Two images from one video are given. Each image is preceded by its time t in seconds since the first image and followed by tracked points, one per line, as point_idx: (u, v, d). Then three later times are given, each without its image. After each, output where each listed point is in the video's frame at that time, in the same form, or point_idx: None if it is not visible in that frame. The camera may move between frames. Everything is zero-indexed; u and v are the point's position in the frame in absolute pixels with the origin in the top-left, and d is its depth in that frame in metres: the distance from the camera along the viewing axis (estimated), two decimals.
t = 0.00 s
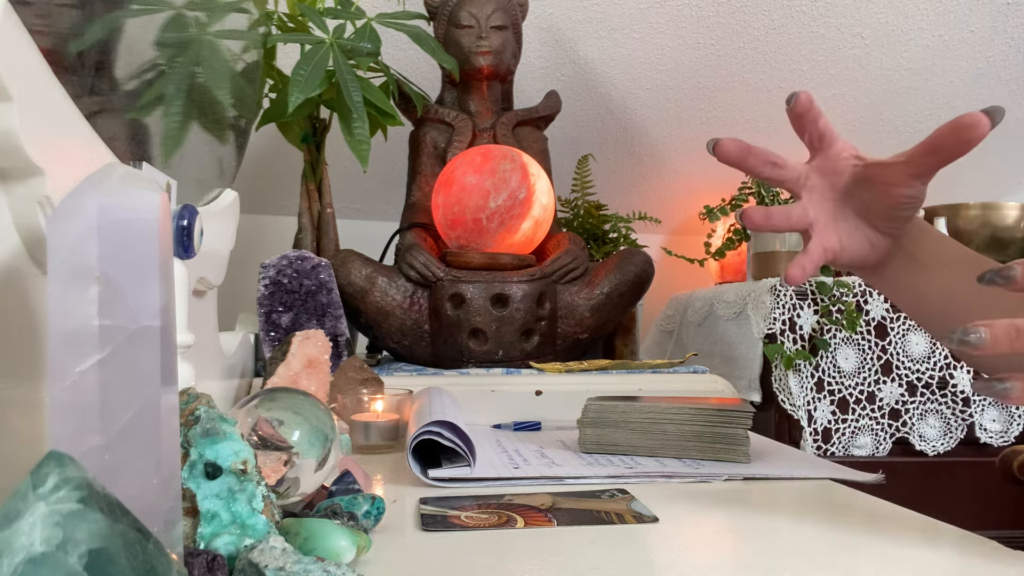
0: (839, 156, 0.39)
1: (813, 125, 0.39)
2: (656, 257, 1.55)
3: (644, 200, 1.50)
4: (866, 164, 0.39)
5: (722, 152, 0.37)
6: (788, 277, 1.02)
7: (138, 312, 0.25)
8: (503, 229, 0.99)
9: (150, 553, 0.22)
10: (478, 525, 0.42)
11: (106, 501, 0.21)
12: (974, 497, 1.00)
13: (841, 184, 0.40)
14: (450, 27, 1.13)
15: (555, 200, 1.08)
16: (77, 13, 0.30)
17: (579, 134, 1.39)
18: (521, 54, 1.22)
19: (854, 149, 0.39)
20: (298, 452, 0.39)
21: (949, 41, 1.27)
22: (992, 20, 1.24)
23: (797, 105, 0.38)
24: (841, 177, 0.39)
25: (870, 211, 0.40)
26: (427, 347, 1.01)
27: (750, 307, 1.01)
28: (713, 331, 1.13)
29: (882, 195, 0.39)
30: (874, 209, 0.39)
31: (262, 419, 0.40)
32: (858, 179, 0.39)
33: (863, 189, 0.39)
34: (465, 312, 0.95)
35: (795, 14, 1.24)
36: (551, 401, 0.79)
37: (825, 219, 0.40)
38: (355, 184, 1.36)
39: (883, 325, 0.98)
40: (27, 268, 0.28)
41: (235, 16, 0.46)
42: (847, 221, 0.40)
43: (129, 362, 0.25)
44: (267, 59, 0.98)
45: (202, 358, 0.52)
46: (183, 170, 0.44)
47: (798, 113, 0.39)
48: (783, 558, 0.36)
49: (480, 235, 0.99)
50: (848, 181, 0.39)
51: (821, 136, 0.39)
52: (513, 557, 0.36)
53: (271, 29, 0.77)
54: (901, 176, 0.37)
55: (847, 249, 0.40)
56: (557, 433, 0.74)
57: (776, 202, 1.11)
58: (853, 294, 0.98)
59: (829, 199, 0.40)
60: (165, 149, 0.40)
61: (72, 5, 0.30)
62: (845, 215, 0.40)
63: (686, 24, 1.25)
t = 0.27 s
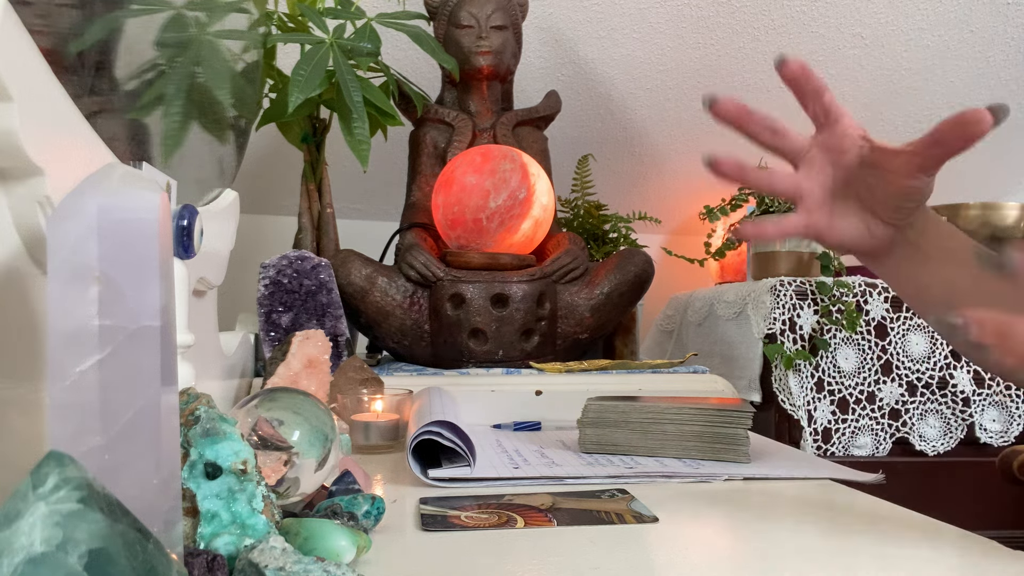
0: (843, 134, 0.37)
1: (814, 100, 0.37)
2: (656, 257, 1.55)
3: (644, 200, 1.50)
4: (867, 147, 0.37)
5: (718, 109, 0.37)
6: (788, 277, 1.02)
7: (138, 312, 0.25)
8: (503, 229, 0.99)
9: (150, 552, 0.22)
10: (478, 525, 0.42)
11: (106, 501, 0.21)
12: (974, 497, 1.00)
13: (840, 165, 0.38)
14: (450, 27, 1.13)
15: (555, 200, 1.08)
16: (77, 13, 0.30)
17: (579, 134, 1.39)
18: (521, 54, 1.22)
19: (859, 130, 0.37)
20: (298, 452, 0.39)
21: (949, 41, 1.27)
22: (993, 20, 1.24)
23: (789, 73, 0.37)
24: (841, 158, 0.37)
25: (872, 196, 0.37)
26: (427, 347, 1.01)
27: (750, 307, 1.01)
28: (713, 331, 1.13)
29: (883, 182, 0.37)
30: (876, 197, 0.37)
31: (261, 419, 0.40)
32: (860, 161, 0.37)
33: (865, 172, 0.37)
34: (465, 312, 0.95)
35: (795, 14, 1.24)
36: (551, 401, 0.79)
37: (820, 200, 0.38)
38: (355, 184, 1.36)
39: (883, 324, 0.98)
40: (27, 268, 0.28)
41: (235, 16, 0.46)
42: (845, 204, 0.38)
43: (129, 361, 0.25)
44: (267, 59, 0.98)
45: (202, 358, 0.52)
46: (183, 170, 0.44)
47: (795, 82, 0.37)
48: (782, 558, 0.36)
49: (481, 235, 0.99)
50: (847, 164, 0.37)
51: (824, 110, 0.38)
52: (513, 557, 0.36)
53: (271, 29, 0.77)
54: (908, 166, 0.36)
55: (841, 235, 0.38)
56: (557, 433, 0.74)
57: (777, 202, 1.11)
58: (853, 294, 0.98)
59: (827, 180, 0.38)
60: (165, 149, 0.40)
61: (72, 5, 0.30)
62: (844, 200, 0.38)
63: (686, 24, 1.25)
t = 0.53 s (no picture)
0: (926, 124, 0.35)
1: (881, 95, 0.35)
2: (656, 257, 1.55)
3: (644, 199, 1.50)
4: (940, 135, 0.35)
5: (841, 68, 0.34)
6: (787, 277, 1.02)
7: (138, 312, 0.25)
8: (503, 229, 0.99)
9: (150, 553, 0.22)
10: (478, 525, 0.42)
11: (106, 502, 0.21)
12: (974, 498, 1.00)
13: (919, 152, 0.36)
14: (450, 27, 1.13)
15: (555, 200, 1.08)
16: (77, 13, 0.30)
17: (579, 134, 1.39)
18: (521, 54, 1.22)
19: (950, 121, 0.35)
20: (298, 452, 0.39)
21: (948, 41, 1.27)
22: (992, 20, 1.24)
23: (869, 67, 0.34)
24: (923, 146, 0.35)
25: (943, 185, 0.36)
26: (427, 347, 1.01)
27: (750, 307, 1.01)
28: (713, 331, 1.13)
29: (969, 175, 0.35)
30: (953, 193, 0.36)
31: (261, 419, 0.40)
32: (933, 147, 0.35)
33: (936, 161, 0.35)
34: (465, 312, 0.95)
35: (795, 14, 1.24)
36: (551, 400, 0.79)
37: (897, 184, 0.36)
38: (355, 184, 1.36)
39: (883, 324, 0.98)
40: (26, 268, 0.28)
41: (235, 16, 0.46)
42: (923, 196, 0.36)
43: (129, 361, 0.25)
44: (267, 59, 0.98)
45: (202, 358, 0.52)
46: (183, 170, 0.44)
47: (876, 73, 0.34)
48: (782, 558, 0.36)
49: (481, 235, 0.99)
50: (929, 152, 0.35)
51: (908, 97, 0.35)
52: (513, 557, 0.36)
53: (270, 29, 0.77)
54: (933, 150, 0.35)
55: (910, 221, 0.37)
56: (557, 433, 0.74)
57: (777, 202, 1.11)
58: (853, 294, 0.98)
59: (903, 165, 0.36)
60: (165, 149, 0.40)
61: (72, 5, 0.30)
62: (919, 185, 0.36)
63: (686, 24, 1.25)
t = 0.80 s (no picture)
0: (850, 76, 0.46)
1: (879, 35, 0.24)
2: (656, 257, 1.55)
3: (645, 200, 1.50)
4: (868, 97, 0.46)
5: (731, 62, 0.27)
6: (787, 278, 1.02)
7: (138, 313, 0.25)
8: (503, 229, 0.99)
9: (150, 553, 0.22)
10: (478, 525, 0.42)
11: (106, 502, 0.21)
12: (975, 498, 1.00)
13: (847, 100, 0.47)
14: (450, 27, 1.13)
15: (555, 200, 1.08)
16: (77, 13, 0.30)
17: (579, 134, 1.39)
18: (521, 54, 1.22)
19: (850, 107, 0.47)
20: (298, 452, 0.39)
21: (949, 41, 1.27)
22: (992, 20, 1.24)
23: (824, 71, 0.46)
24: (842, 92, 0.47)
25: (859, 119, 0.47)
26: (427, 347, 1.00)
27: (750, 307, 1.01)
28: (713, 331, 1.13)
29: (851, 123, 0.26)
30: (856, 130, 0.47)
31: (262, 419, 0.40)
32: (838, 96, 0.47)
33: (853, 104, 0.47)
34: (465, 312, 0.95)
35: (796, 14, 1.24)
36: (551, 400, 0.79)
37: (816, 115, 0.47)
38: (355, 185, 1.36)
39: (883, 324, 0.98)
40: (27, 268, 0.28)
41: (235, 16, 0.46)
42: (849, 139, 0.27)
43: (129, 362, 0.25)
44: (267, 59, 0.98)
45: (202, 358, 0.52)
46: (183, 170, 0.44)
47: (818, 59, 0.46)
48: (783, 558, 0.36)
49: (481, 235, 0.99)
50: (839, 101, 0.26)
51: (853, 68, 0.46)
52: (514, 557, 0.36)
53: (270, 29, 0.77)
54: (892, 95, 0.45)
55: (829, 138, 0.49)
56: (557, 433, 0.74)
57: (777, 202, 1.11)
58: (853, 294, 0.98)
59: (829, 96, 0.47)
60: (165, 149, 0.40)
61: (71, 5, 0.30)
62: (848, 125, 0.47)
63: (686, 24, 1.25)
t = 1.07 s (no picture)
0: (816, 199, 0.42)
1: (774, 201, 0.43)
2: (656, 257, 1.55)
3: (645, 200, 1.50)
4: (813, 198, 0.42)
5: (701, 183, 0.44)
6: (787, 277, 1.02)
7: (138, 313, 0.25)
8: (503, 229, 0.99)
9: (150, 553, 0.22)
10: (478, 525, 0.42)
11: (106, 502, 0.21)
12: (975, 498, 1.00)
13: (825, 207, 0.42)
14: (450, 27, 1.13)
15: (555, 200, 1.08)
16: (77, 13, 0.30)
17: (579, 134, 1.39)
18: (521, 54, 1.22)
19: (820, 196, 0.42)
20: (298, 452, 0.39)
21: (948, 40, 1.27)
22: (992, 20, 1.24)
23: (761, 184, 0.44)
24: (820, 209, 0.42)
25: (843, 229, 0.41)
26: (427, 347, 1.00)
27: (750, 307, 1.01)
28: (714, 331, 1.13)
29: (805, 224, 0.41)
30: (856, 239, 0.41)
31: (261, 419, 0.40)
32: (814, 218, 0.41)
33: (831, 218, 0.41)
34: (465, 312, 0.95)
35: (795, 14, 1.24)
36: (551, 400, 0.79)
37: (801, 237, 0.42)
38: (355, 185, 1.36)
39: (883, 324, 0.98)
40: (27, 268, 0.28)
41: (235, 16, 0.46)
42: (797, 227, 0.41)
43: (130, 362, 0.25)
44: (267, 59, 0.98)
45: (202, 358, 0.52)
46: (183, 170, 0.44)
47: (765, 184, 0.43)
48: (783, 558, 0.36)
49: (481, 235, 0.99)
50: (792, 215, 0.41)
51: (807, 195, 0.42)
52: (513, 557, 0.36)
53: (270, 29, 0.77)
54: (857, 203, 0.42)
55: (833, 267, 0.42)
56: (557, 433, 0.74)
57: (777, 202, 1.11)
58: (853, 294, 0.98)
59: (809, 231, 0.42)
60: (165, 149, 0.40)
61: (72, 5, 0.30)
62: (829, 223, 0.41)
63: (686, 24, 1.25)
